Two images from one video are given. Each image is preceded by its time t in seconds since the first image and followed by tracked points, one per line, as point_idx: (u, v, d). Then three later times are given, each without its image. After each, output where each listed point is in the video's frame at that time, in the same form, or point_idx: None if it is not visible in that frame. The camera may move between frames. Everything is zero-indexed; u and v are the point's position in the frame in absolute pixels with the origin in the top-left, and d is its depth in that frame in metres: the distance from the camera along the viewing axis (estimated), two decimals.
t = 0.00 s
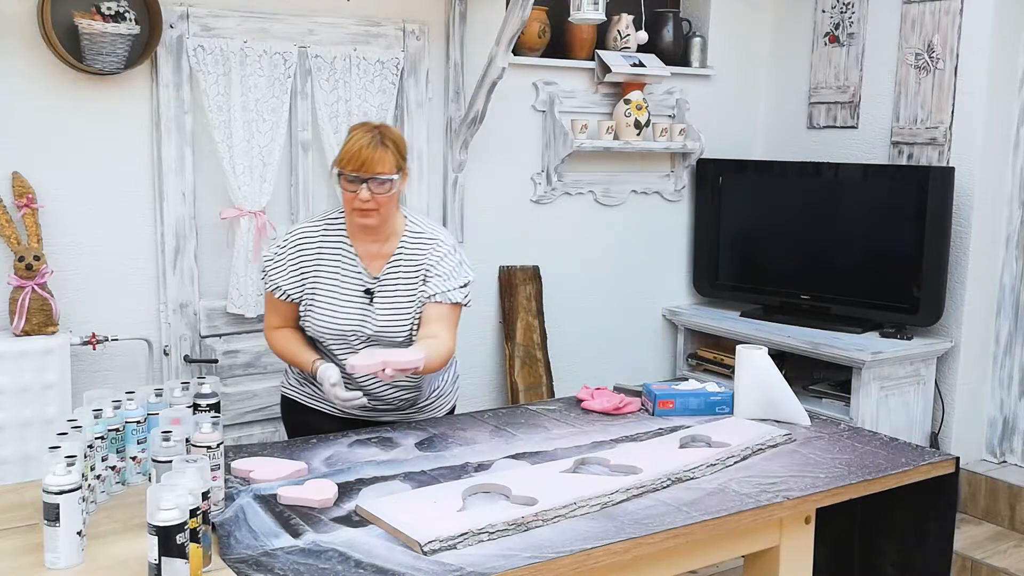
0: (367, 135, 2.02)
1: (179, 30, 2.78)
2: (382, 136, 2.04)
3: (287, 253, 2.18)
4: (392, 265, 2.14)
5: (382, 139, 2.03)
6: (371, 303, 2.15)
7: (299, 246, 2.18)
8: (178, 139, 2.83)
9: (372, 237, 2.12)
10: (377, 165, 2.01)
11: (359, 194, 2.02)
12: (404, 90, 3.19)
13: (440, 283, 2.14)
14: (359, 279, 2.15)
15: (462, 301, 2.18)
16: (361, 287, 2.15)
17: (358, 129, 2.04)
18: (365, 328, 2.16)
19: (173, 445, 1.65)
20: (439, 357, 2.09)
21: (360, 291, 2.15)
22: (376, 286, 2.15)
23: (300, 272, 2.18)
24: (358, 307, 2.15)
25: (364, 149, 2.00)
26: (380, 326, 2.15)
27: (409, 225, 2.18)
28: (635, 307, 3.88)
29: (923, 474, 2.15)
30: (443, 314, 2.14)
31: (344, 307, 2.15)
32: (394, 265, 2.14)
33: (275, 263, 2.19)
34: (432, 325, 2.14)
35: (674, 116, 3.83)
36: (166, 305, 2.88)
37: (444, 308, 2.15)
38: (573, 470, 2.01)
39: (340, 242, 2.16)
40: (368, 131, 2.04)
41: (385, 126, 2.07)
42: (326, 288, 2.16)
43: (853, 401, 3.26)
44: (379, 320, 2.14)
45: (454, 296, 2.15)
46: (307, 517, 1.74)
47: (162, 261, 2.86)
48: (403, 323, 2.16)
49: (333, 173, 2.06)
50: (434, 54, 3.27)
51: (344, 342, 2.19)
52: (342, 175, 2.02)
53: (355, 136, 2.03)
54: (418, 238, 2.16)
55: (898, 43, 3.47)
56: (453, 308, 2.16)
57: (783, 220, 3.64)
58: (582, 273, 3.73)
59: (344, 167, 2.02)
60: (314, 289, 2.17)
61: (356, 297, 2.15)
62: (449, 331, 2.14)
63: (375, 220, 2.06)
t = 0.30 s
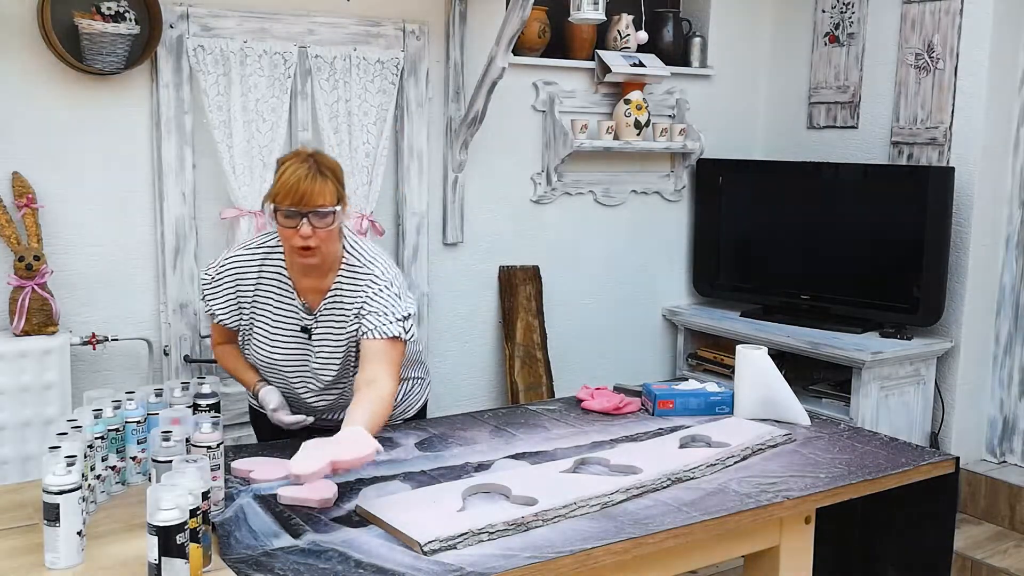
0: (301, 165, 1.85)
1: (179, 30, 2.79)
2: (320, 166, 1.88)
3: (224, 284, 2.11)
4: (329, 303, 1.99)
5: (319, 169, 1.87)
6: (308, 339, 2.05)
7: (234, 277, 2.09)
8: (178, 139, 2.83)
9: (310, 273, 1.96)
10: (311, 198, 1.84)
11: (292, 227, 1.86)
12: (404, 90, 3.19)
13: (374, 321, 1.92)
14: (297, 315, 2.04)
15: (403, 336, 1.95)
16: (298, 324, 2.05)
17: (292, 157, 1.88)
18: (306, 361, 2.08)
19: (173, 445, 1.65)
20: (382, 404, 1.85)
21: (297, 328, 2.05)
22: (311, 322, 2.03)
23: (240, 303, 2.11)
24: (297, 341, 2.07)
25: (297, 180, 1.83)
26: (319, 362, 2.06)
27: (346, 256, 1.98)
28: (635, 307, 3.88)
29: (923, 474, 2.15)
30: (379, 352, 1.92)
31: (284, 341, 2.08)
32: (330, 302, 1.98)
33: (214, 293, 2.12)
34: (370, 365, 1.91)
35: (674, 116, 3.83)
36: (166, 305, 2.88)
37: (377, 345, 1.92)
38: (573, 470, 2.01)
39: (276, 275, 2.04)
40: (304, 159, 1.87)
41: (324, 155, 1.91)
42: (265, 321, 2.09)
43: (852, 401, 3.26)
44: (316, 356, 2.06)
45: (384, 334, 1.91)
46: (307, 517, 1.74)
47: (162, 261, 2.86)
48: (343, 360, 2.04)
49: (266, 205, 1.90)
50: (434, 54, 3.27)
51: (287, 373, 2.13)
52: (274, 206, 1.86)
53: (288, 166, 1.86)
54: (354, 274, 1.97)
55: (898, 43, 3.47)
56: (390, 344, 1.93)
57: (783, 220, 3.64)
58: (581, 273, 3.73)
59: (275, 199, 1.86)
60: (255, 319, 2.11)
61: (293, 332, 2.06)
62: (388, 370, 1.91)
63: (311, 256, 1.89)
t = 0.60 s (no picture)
0: (273, 205, 1.79)
1: (179, 31, 2.79)
2: (295, 203, 1.81)
3: (202, 307, 2.11)
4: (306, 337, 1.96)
5: (293, 208, 1.80)
6: (281, 369, 2.04)
7: (212, 301, 2.09)
8: (178, 139, 2.83)
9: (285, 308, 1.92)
10: (284, 240, 1.78)
11: (264, 270, 1.80)
12: (404, 90, 3.19)
13: (342, 357, 1.86)
14: (274, 345, 2.03)
15: (375, 371, 1.87)
16: (272, 354, 2.04)
17: (265, 195, 1.81)
18: (280, 389, 2.08)
19: (173, 445, 1.65)
20: (358, 443, 1.76)
21: (272, 356, 2.04)
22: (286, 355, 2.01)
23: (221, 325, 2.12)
24: (271, 368, 2.06)
25: (270, 222, 1.77)
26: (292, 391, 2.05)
27: (320, 289, 1.93)
28: (635, 307, 3.88)
29: (923, 474, 2.14)
30: (353, 389, 1.84)
31: (260, 366, 2.08)
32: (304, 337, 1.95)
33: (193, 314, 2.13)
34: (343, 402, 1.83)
35: (674, 116, 3.83)
36: (166, 305, 2.88)
37: (348, 381, 1.85)
38: (573, 470, 2.01)
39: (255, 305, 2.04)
40: (278, 197, 1.80)
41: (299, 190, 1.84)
42: (243, 345, 2.10)
43: (853, 401, 3.26)
44: (289, 385, 2.05)
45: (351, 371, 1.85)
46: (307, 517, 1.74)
47: (162, 261, 2.86)
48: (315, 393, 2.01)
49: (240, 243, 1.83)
50: (434, 54, 3.27)
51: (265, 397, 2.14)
52: (246, 248, 1.80)
53: (260, 205, 1.79)
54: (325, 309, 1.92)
55: (898, 43, 3.47)
56: (362, 380, 1.86)
57: (783, 219, 3.64)
58: (581, 273, 3.73)
59: (247, 240, 1.80)
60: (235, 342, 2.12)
61: (268, 359, 2.06)
62: (363, 407, 1.83)
63: (285, 296, 1.84)
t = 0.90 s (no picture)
0: (264, 218, 1.79)
1: (178, 31, 2.79)
2: (286, 216, 1.81)
3: (195, 313, 2.09)
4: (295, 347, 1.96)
5: (284, 222, 1.80)
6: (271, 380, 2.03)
7: (205, 308, 2.08)
8: (178, 139, 2.83)
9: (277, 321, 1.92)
10: (275, 254, 1.78)
11: (255, 284, 1.80)
12: (404, 90, 3.19)
13: (336, 367, 1.86)
14: (264, 355, 2.02)
15: (367, 380, 1.88)
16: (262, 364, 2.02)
17: (256, 208, 1.82)
18: (270, 399, 2.06)
19: (173, 445, 1.65)
20: (353, 449, 1.77)
21: (262, 367, 2.03)
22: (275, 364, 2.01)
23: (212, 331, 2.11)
24: (262, 378, 2.05)
25: (262, 236, 1.77)
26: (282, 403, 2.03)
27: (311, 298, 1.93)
28: (635, 308, 3.88)
29: (923, 474, 2.14)
30: (345, 397, 1.85)
31: (252, 375, 2.07)
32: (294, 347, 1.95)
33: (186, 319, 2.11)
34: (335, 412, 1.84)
35: (674, 116, 3.83)
36: (166, 305, 2.88)
37: (341, 390, 1.85)
38: (573, 470, 2.01)
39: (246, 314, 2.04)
40: (269, 210, 1.81)
41: (291, 203, 1.84)
42: (236, 353, 2.09)
43: (853, 401, 3.26)
44: (279, 396, 2.03)
45: (343, 379, 1.85)
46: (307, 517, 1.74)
47: (162, 261, 2.86)
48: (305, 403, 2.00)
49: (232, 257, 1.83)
50: (434, 54, 3.27)
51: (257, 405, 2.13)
52: (238, 261, 1.80)
53: (252, 219, 1.80)
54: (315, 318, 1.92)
55: (898, 43, 3.47)
56: (354, 389, 1.86)
57: (783, 219, 3.64)
58: (581, 273, 3.73)
59: (238, 253, 1.80)
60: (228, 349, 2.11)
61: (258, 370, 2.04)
62: (357, 415, 1.84)
63: (278, 308, 1.84)
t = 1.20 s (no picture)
0: (269, 214, 1.77)
1: (179, 31, 2.79)
2: (290, 210, 1.80)
3: (200, 311, 2.10)
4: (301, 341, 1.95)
5: (289, 217, 1.79)
6: (278, 376, 2.01)
7: (209, 306, 2.08)
8: (178, 139, 2.83)
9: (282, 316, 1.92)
10: (281, 250, 1.78)
11: (261, 279, 1.80)
12: (404, 90, 3.18)
13: (350, 364, 1.86)
14: (270, 351, 2.00)
15: (378, 379, 1.88)
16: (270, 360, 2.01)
17: (259, 203, 1.79)
18: (278, 396, 2.05)
19: (173, 445, 1.65)
20: (360, 445, 1.78)
21: (269, 364, 2.01)
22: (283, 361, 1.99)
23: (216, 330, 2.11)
24: (269, 376, 2.03)
25: (268, 232, 1.76)
26: (291, 399, 2.02)
27: (319, 295, 1.93)
28: (635, 308, 3.88)
29: (923, 474, 2.14)
30: (354, 394, 1.85)
31: (257, 373, 2.06)
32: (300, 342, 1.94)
33: (190, 317, 2.11)
34: (344, 408, 1.85)
35: (674, 116, 3.83)
36: (166, 305, 2.87)
37: (353, 389, 1.85)
38: (573, 470, 2.01)
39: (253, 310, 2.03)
40: (273, 204, 1.79)
41: (293, 196, 1.82)
42: (242, 352, 2.08)
43: (852, 401, 3.25)
44: (287, 392, 2.02)
45: (357, 377, 1.85)
46: (307, 517, 1.74)
47: (162, 261, 2.86)
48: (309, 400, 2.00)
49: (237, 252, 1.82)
50: (434, 54, 3.26)
51: (262, 403, 2.12)
52: (243, 256, 1.80)
53: (257, 215, 1.77)
54: (323, 314, 1.92)
55: (897, 43, 3.47)
56: (366, 387, 1.87)
57: (783, 219, 3.64)
58: (581, 273, 3.73)
59: (244, 248, 1.79)
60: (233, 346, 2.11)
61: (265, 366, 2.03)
62: (364, 411, 1.85)
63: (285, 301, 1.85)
